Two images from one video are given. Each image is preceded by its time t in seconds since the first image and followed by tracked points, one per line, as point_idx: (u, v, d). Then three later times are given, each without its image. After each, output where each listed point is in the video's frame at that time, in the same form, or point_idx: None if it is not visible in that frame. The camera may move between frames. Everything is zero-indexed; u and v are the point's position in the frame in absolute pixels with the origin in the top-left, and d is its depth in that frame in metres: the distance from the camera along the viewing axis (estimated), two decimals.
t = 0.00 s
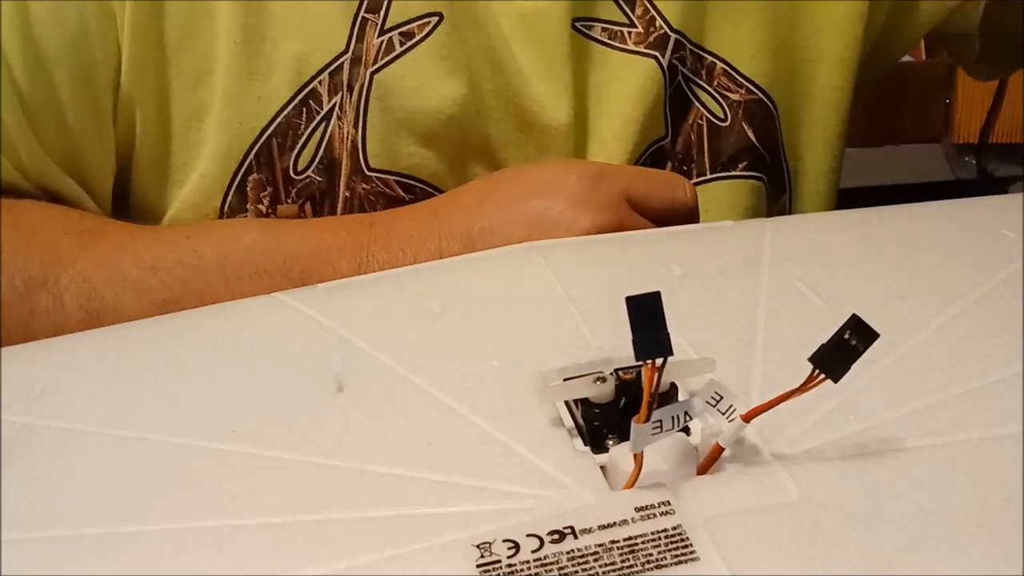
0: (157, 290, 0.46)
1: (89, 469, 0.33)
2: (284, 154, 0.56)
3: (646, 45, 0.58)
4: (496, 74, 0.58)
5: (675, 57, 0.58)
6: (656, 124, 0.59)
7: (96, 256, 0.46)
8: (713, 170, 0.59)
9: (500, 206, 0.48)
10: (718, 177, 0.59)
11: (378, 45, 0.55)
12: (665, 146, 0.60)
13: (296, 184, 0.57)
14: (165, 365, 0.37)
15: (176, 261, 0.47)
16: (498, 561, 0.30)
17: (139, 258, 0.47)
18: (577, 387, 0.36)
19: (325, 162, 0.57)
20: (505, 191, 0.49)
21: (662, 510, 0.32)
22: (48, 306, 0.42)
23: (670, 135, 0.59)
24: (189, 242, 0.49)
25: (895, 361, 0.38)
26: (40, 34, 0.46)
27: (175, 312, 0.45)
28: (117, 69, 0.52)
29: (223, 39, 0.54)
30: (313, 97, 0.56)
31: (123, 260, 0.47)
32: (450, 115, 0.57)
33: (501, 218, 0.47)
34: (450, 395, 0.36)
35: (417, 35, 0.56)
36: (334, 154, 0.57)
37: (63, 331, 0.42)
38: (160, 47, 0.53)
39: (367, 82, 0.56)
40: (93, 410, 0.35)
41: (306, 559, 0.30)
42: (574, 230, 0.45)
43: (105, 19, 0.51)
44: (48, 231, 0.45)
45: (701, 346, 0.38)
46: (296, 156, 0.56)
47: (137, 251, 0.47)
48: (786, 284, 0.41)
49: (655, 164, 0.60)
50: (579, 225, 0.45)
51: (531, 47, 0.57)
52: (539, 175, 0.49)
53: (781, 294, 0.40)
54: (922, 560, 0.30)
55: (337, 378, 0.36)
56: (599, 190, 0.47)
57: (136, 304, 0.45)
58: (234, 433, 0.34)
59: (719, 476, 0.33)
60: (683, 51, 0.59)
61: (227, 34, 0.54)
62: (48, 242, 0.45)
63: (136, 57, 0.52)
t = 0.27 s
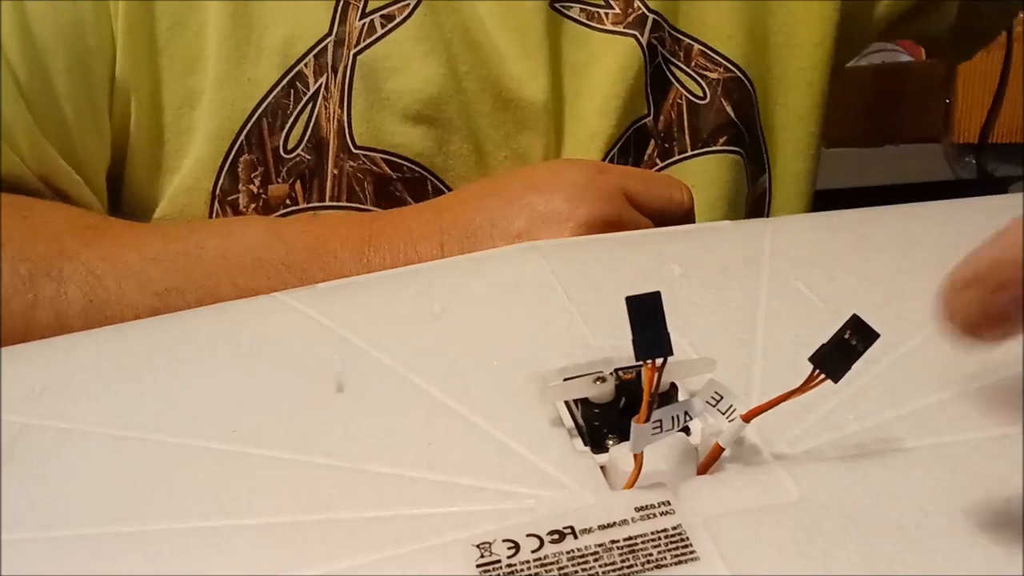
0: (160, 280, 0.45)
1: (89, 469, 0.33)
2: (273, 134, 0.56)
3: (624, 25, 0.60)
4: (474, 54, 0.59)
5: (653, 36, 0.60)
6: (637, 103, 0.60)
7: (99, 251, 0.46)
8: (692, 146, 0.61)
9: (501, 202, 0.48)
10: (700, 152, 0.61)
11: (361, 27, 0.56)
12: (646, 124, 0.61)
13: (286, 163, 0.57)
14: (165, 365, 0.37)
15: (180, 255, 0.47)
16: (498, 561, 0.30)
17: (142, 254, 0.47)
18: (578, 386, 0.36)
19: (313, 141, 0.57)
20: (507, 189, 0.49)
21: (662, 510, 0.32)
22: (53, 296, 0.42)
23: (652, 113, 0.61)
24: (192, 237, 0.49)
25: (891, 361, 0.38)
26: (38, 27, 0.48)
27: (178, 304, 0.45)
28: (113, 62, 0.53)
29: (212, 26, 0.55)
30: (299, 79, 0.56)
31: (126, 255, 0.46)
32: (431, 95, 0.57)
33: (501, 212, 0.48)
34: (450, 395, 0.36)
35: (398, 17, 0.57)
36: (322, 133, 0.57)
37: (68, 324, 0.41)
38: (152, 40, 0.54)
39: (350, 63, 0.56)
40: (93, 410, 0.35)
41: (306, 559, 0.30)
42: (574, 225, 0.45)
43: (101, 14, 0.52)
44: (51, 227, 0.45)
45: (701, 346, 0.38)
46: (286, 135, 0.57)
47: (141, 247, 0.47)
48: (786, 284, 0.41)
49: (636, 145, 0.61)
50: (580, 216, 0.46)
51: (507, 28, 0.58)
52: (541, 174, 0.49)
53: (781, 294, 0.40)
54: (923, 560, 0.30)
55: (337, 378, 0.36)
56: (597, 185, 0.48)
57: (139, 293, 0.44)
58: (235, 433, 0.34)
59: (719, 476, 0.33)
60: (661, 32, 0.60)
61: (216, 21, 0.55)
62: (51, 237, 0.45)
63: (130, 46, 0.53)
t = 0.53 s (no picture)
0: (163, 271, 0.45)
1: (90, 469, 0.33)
2: (257, 122, 0.54)
3: (601, 14, 0.57)
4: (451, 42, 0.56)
5: (630, 24, 0.57)
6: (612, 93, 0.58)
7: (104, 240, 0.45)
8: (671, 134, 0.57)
9: (504, 200, 0.49)
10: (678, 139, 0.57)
11: (340, 19, 0.54)
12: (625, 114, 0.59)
13: (269, 151, 0.55)
14: (166, 365, 0.37)
15: (185, 248, 0.47)
16: (498, 561, 0.30)
17: (147, 246, 0.46)
18: (578, 387, 0.36)
19: (297, 128, 0.55)
20: (508, 188, 0.50)
21: (662, 510, 0.32)
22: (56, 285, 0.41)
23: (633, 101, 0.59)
24: (197, 232, 0.49)
25: (892, 360, 0.38)
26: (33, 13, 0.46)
27: (181, 298, 0.45)
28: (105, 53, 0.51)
29: (197, 15, 0.53)
30: (280, 69, 0.54)
31: (131, 246, 0.46)
32: (412, 83, 0.55)
33: (505, 210, 0.48)
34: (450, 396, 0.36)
35: (378, 7, 0.54)
36: (305, 122, 0.54)
37: (69, 318, 0.41)
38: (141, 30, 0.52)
39: (331, 53, 0.54)
40: (93, 410, 0.35)
41: (306, 559, 0.30)
42: (573, 222, 0.46)
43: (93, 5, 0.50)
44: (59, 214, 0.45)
45: (700, 346, 0.38)
46: (269, 122, 0.54)
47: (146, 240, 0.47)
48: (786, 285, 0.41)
49: (616, 135, 0.59)
50: (580, 212, 0.46)
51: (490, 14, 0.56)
52: (542, 173, 0.50)
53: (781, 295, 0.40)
54: (922, 560, 0.30)
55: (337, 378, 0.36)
56: (593, 184, 0.49)
57: (143, 286, 0.44)
58: (235, 433, 0.34)
59: (719, 476, 0.33)
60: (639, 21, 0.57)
61: (202, 9, 0.53)
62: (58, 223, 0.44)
63: (121, 34, 0.51)
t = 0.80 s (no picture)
0: (165, 265, 0.45)
1: (91, 468, 0.33)
2: (253, 116, 0.54)
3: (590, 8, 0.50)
4: (441, 37, 0.53)
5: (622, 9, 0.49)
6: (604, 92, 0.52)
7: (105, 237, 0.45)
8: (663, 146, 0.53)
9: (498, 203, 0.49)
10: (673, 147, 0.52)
11: (334, 15, 0.54)
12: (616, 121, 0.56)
13: (265, 145, 0.54)
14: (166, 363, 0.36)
15: (187, 246, 0.47)
16: (498, 561, 0.30)
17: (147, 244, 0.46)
18: (577, 386, 0.36)
19: (291, 123, 0.54)
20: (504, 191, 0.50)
21: (662, 510, 0.32)
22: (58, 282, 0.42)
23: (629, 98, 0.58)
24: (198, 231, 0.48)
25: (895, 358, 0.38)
26: (35, 11, 0.46)
27: (180, 294, 0.44)
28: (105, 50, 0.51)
29: (195, 10, 0.53)
30: (275, 66, 0.54)
31: (133, 244, 0.46)
32: (403, 78, 0.54)
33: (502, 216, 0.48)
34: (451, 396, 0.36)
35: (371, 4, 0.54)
36: (299, 116, 0.54)
37: (68, 311, 0.41)
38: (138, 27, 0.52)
39: (325, 49, 0.54)
40: (92, 408, 0.34)
41: (306, 561, 0.30)
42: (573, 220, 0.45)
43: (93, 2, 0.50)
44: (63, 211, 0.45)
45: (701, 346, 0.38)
46: (264, 117, 0.54)
47: (146, 238, 0.47)
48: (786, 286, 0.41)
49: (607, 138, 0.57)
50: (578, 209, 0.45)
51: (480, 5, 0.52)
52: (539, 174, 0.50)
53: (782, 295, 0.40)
54: (922, 561, 0.31)
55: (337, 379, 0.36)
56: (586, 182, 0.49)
57: (144, 282, 0.44)
58: (235, 433, 0.34)
59: (719, 476, 0.33)
60: None
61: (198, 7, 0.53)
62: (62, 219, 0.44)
63: (121, 29, 0.51)
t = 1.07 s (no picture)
0: (166, 266, 0.45)
1: (90, 468, 0.33)
2: (249, 118, 0.54)
3: (586, 11, 0.55)
4: (438, 38, 0.55)
5: (614, 22, 0.55)
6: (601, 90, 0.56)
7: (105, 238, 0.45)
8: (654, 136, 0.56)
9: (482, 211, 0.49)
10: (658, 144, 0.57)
11: (330, 16, 0.54)
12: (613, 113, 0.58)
13: (261, 147, 0.54)
14: (165, 364, 0.36)
15: (186, 246, 0.47)
16: (498, 560, 0.30)
17: (149, 243, 0.46)
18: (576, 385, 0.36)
19: (288, 124, 0.54)
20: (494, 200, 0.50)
21: (662, 508, 0.32)
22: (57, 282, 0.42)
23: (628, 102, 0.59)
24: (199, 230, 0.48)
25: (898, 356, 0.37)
26: (30, 9, 0.47)
27: (180, 295, 0.44)
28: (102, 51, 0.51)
29: (192, 9, 0.52)
30: (272, 66, 0.53)
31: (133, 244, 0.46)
32: (401, 80, 0.54)
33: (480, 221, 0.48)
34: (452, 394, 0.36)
35: (367, 5, 0.54)
36: (296, 118, 0.54)
37: (68, 312, 0.41)
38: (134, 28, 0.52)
39: (321, 50, 0.54)
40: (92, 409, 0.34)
41: (307, 559, 0.30)
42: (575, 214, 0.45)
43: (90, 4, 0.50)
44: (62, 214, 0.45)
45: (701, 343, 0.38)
46: (260, 118, 0.54)
47: (146, 237, 0.47)
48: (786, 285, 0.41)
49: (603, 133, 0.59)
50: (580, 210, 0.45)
51: (478, 12, 0.55)
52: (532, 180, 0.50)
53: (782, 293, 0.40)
54: (920, 558, 0.31)
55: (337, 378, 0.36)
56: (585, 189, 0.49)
57: (145, 282, 0.44)
58: (236, 432, 0.34)
59: (719, 474, 0.34)
60: (624, 19, 0.55)
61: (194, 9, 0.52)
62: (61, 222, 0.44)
63: (119, 29, 0.51)
